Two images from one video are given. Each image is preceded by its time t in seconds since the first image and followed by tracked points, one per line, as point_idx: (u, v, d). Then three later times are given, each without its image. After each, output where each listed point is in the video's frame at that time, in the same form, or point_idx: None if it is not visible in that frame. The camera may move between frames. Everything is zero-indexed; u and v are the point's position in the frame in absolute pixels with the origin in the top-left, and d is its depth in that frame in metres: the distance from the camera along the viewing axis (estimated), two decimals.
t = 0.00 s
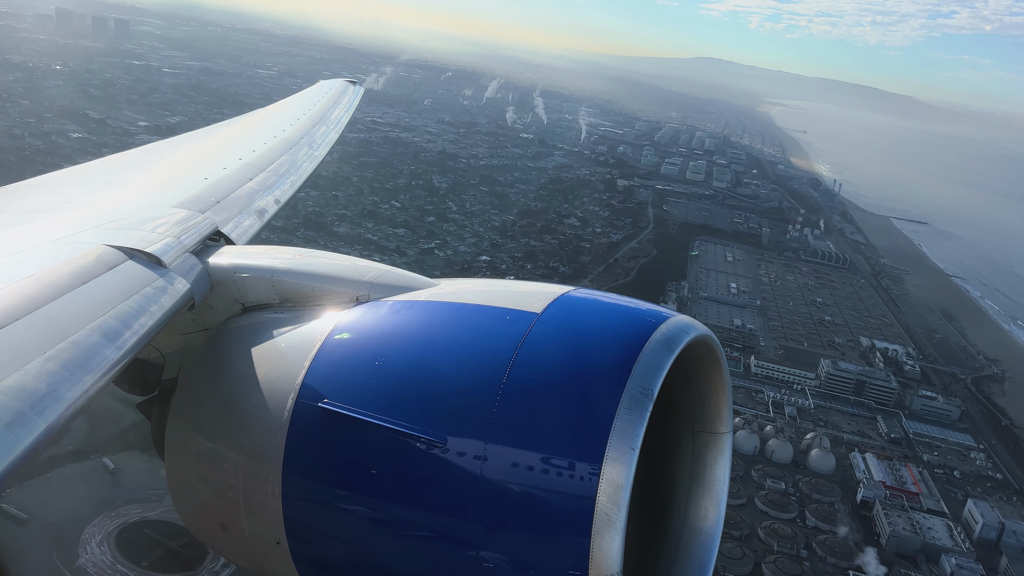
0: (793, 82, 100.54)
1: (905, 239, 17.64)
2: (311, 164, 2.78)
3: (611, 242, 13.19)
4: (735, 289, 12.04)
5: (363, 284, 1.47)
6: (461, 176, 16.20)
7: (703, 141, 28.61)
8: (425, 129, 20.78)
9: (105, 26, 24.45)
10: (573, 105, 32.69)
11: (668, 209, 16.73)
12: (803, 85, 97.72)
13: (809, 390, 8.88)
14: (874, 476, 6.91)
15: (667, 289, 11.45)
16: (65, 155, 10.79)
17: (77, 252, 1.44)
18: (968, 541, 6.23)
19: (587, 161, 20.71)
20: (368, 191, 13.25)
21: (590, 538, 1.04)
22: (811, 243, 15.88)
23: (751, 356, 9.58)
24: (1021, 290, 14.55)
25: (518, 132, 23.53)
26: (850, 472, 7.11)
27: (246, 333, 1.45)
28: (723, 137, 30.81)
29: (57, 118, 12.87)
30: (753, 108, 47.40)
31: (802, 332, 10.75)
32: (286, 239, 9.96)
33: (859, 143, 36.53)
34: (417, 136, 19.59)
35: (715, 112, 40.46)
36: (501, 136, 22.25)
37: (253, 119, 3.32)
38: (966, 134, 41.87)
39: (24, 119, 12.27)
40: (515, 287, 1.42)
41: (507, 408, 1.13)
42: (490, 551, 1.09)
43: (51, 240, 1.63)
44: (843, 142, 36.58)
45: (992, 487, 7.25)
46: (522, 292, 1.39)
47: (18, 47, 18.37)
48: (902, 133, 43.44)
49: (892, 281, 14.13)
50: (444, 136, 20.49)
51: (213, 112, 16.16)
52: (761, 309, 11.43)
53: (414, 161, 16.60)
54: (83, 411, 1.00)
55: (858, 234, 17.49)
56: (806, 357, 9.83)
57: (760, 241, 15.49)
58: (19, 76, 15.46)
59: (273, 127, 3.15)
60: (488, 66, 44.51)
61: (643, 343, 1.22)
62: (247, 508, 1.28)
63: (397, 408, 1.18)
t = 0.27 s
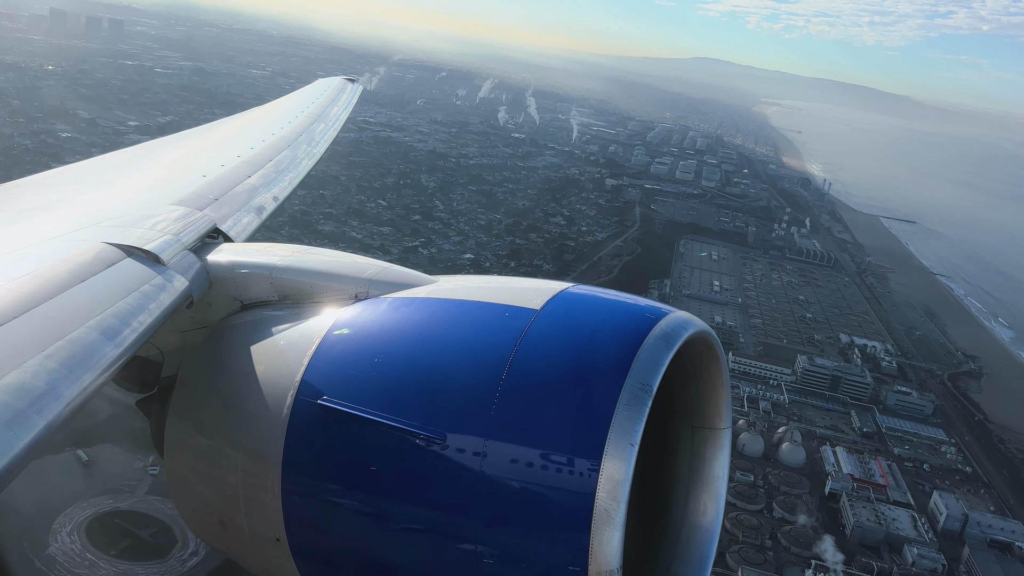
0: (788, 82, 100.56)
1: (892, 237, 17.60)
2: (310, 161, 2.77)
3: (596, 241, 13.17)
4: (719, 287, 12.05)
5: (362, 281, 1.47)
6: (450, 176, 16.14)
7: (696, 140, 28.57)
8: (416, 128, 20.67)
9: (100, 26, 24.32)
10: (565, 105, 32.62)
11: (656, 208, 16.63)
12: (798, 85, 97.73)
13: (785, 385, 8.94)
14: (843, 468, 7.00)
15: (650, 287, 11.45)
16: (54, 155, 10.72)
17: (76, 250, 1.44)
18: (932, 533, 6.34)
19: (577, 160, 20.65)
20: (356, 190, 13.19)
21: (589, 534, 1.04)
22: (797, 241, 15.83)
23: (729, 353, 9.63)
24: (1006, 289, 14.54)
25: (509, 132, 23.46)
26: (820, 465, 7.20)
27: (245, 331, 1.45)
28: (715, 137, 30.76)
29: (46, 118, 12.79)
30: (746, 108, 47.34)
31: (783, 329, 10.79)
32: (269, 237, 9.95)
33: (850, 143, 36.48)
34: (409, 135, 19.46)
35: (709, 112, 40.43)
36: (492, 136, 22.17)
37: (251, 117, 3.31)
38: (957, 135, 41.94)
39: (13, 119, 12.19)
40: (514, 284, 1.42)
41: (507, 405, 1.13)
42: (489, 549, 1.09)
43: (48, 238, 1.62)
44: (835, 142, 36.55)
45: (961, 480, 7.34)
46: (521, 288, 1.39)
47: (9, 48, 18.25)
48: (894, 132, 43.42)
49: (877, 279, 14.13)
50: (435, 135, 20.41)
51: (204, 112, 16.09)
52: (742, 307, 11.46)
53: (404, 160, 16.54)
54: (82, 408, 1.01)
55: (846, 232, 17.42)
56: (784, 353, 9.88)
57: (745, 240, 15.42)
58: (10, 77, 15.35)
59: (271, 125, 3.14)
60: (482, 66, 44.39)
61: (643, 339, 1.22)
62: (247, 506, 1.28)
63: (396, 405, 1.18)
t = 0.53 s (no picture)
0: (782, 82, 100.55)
1: (879, 238, 17.52)
2: (309, 158, 2.77)
3: (581, 240, 13.13)
4: (701, 286, 12.00)
5: (361, 279, 1.47)
6: (437, 176, 16.07)
7: (688, 141, 28.47)
8: (407, 129, 20.57)
9: (92, 27, 24.16)
10: (558, 106, 32.51)
11: (644, 209, 16.44)
12: (792, 85, 97.69)
13: (761, 382, 8.95)
14: (813, 463, 7.04)
15: (632, 287, 11.38)
16: (41, 155, 10.61)
17: (74, 248, 1.44)
18: (898, 526, 6.38)
19: (567, 161, 20.56)
20: (342, 190, 13.12)
21: (589, 529, 1.05)
22: (783, 241, 15.73)
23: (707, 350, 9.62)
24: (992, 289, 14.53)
25: (500, 132, 23.35)
26: (790, 460, 7.23)
27: (244, 328, 1.45)
28: (708, 137, 30.67)
29: (35, 118, 12.69)
30: (738, 108, 47.23)
31: (763, 327, 10.78)
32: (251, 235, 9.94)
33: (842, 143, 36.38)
34: (402, 138, 19.08)
35: (702, 113, 40.34)
36: (483, 137, 22.06)
37: (248, 114, 3.30)
38: (949, 136, 41.91)
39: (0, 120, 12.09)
40: (512, 281, 1.42)
41: (506, 400, 1.13)
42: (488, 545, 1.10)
43: (47, 236, 1.62)
44: (827, 142, 36.46)
45: (930, 476, 7.38)
46: (520, 285, 1.39)
47: None
48: (886, 133, 43.35)
49: (861, 278, 14.08)
50: (426, 136, 20.29)
51: (195, 112, 15.97)
52: (724, 305, 11.44)
53: (393, 161, 16.46)
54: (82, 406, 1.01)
55: (833, 232, 17.32)
56: (761, 351, 9.89)
57: (731, 240, 15.31)
58: None
59: (269, 121, 3.13)
60: (475, 67, 44.19)
61: (642, 335, 1.22)
62: (247, 503, 1.28)
63: (395, 401, 1.18)
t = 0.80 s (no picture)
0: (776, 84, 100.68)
1: (867, 239, 17.46)
2: (306, 158, 2.76)
3: (566, 241, 13.09)
4: (685, 286, 11.93)
5: (360, 278, 1.47)
6: (427, 177, 16.03)
7: (681, 142, 28.40)
8: (399, 131, 20.52)
9: (85, 30, 24.08)
10: (552, 108, 32.44)
11: (632, 211, 16.33)
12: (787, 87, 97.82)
13: (738, 379, 8.92)
14: (784, 459, 7.05)
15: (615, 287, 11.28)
16: (29, 158, 10.52)
17: (74, 248, 1.44)
18: (864, 520, 6.42)
19: (557, 163, 20.50)
20: (330, 192, 13.09)
21: (589, 529, 1.05)
22: (770, 242, 15.67)
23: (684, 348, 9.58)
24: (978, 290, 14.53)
25: (492, 134, 23.28)
26: (762, 455, 7.23)
27: (243, 328, 1.45)
28: (700, 139, 30.64)
29: (25, 121, 12.62)
30: (732, 110, 47.14)
31: (744, 326, 10.76)
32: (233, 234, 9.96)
33: (834, 145, 36.34)
34: (392, 139, 19.17)
35: (695, 115, 40.29)
36: (475, 139, 22.00)
37: (247, 114, 3.30)
38: (940, 139, 42.00)
39: None
40: (511, 281, 1.42)
41: (506, 399, 1.13)
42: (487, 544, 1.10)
43: (46, 236, 1.62)
44: (819, 143, 36.41)
45: (901, 471, 7.38)
46: (519, 285, 1.39)
47: None
48: (878, 135, 43.34)
49: (846, 279, 14.03)
50: (418, 137, 20.22)
51: (187, 114, 15.87)
52: (706, 305, 11.39)
53: (383, 162, 16.43)
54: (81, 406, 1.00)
55: (821, 233, 17.22)
56: (740, 350, 9.87)
57: (718, 240, 15.21)
58: None
59: (268, 121, 3.13)
60: (469, 70, 44.05)
61: (641, 334, 1.22)
62: (248, 503, 1.28)
63: (392, 400, 1.19)
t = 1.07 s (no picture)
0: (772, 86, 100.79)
1: (857, 240, 17.39)
2: (306, 159, 2.77)
3: (552, 242, 13.06)
4: (670, 287, 11.86)
5: (360, 280, 1.48)
6: (417, 179, 16.01)
7: (674, 144, 28.33)
8: (392, 133, 20.49)
9: (78, 32, 24.01)
10: (546, 111, 32.39)
11: (620, 212, 16.29)
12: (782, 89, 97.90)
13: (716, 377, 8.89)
14: (756, 455, 7.04)
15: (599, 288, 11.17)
16: (19, 160, 10.44)
17: (74, 249, 1.44)
18: (833, 514, 6.44)
19: (549, 164, 20.45)
20: (320, 193, 13.06)
21: (588, 530, 1.05)
22: (757, 243, 15.61)
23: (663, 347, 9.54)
24: (967, 291, 14.52)
25: (485, 136, 23.24)
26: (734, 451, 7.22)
27: (243, 329, 1.45)
28: (694, 141, 30.60)
29: (17, 123, 12.56)
30: (726, 112, 47.07)
31: (726, 326, 10.72)
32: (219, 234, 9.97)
33: (827, 147, 36.30)
34: (384, 141, 19.17)
35: (689, 117, 40.22)
36: (468, 141, 21.96)
37: (246, 116, 3.31)
38: (933, 141, 42.03)
39: None
40: (511, 282, 1.42)
41: (506, 400, 1.13)
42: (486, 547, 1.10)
43: (47, 237, 1.62)
44: (813, 145, 36.38)
45: (874, 467, 7.38)
46: (519, 286, 1.40)
47: None
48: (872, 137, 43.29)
49: (831, 279, 13.99)
50: (410, 139, 20.17)
51: (179, 117, 15.80)
52: (690, 305, 11.30)
53: (374, 164, 16.40)
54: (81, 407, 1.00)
55: (809, 235, 17.15)
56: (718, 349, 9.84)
57: (705, 241, 15.13)
58: None
59: (268, 123, 3.13)
60: (463, 72, 43.93)
61: (641, 336, 1.23)
62: (248, 505, 1.28)
63: (391, 401, 1.19)
